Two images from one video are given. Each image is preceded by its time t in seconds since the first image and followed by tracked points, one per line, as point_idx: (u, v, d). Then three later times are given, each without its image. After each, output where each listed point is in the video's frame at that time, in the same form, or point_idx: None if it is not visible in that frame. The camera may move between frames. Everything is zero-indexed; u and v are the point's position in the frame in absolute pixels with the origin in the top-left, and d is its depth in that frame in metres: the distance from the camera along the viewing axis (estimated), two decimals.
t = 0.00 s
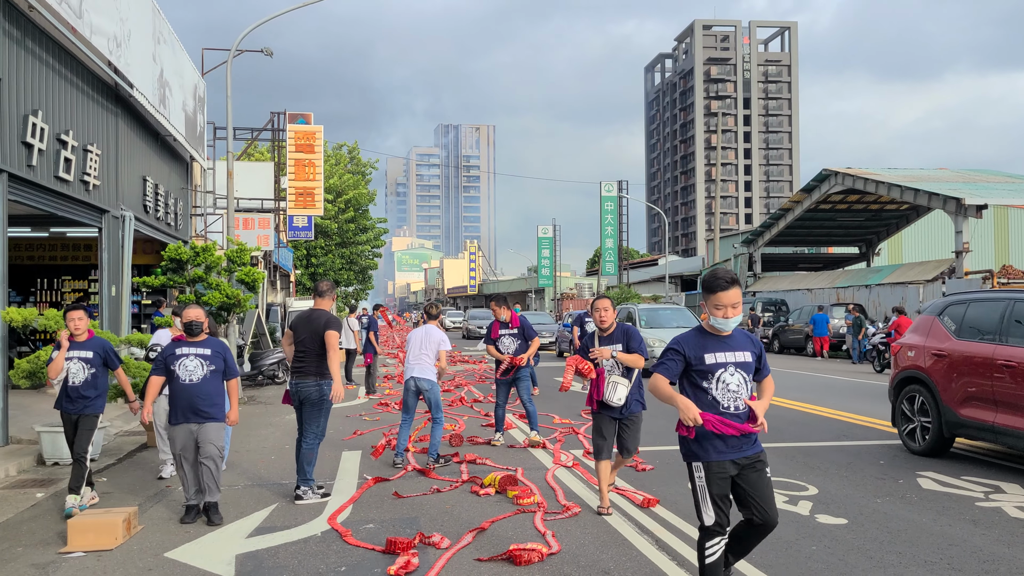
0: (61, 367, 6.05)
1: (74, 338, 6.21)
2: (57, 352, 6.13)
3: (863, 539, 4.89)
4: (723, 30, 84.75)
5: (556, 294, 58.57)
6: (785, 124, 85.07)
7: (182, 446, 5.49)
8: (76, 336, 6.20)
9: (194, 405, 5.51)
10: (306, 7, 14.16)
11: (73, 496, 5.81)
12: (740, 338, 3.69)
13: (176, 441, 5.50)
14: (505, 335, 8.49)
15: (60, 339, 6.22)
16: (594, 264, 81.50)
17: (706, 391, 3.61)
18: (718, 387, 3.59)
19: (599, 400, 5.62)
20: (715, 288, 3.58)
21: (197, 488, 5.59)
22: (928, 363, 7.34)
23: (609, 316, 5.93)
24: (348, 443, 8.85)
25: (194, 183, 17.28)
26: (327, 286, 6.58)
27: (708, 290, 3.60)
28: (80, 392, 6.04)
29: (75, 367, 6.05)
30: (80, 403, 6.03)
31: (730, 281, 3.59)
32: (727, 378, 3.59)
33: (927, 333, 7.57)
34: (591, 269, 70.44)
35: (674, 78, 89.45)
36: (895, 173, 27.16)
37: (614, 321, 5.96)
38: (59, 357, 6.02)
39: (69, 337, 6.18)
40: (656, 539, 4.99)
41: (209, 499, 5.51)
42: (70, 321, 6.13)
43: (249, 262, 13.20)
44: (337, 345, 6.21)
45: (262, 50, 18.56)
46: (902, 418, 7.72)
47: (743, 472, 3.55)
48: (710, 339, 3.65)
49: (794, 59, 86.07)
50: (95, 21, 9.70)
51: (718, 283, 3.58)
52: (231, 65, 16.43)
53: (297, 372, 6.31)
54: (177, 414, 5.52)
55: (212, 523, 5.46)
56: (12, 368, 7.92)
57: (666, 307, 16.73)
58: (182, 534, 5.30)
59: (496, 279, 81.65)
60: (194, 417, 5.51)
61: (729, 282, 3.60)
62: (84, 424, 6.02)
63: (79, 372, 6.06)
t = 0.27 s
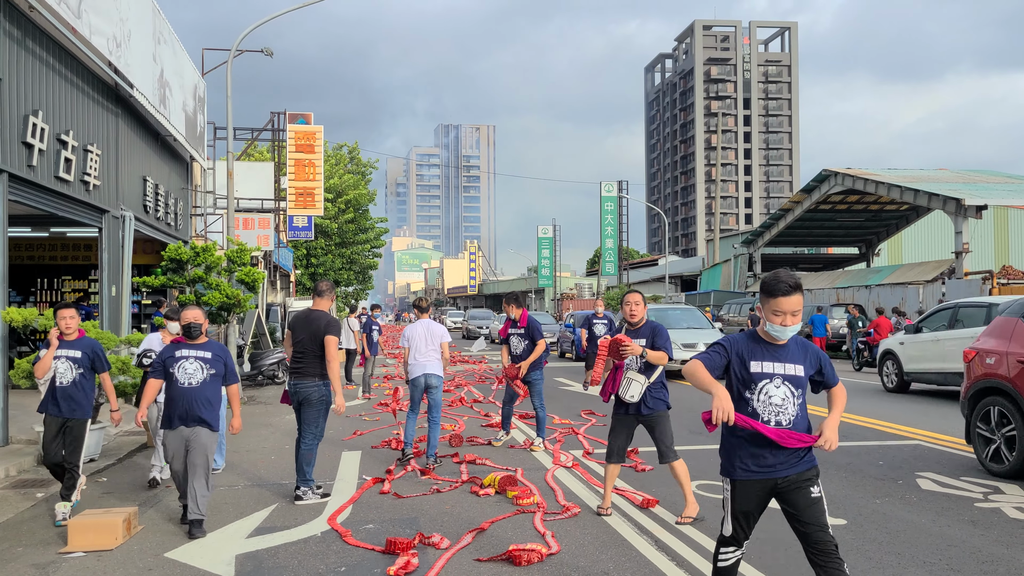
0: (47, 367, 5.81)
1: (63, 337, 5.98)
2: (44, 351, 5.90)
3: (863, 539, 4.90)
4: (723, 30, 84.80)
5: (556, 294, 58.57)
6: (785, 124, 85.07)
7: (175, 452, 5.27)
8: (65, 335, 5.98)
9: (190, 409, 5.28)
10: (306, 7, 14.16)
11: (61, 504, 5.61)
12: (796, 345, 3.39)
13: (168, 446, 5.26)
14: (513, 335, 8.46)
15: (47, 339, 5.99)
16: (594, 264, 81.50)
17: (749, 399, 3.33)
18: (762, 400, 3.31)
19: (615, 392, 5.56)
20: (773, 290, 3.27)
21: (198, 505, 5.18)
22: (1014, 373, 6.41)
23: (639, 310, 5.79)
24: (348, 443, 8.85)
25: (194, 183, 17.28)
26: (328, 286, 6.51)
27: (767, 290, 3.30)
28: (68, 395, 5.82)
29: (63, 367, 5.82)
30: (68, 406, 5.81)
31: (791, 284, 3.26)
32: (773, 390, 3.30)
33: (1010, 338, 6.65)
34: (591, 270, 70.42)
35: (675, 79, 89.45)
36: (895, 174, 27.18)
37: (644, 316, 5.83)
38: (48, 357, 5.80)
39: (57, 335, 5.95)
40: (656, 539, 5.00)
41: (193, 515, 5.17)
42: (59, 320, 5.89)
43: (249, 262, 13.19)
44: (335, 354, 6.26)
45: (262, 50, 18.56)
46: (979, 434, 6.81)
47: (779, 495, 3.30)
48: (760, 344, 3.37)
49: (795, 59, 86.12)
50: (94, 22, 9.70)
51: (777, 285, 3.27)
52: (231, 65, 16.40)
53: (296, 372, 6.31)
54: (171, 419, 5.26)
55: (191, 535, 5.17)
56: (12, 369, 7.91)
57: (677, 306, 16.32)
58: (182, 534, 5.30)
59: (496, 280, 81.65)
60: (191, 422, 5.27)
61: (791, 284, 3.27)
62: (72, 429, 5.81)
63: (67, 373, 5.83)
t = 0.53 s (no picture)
0: (38, 367, 5.68)
1: (54, 336, 5.83)
2: (34, 351, 5.75)
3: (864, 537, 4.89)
4: (724, 30, 84.81)
5: (557, 293, 58.60)
6: (786, 124, 85.04)
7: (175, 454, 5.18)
8: (55, 334, 5.85)
9: (188, 409, 5.21)
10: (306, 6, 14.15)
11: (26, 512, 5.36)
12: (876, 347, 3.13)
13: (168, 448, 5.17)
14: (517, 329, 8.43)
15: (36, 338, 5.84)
16: (595, 264, 81.47)
17: (813, 400, 3.11)
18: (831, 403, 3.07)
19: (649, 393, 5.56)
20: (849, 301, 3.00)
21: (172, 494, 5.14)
22: None
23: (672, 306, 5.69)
24: (349, 442, 8.85)
25: (195, 182, 17.28)
26: (328, 285, 6.54)
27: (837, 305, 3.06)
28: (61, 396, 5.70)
29: (56, 367, 5.69)
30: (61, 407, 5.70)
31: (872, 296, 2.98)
32: (839, 391, 3.08)
33: None
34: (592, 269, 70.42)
35: (675, 78, 89.41)
36: (896, 173, 27.18)
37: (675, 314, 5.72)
38: (38, 358, 5.67)
39: (47, 335, 5.82)
40: (657, 538, 4.98)
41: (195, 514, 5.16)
42: (51, 319, 5.77)
43: (250, 261, 13.18)
44: (343, 352, 6.35)
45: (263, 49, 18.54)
46: None
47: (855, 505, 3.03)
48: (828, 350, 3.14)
49: (795, 59, 86.10)
50: (95, 20, 9.69)
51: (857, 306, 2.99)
52: (231, 64, 16.32)
53: (299, 371, 6.32)
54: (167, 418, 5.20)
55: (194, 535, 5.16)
56: (13, 368, 7.89)
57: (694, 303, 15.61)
58: (182, 532, 5.29)
59: (496, 279, 81.68)
60: (188, 421, 5.22)
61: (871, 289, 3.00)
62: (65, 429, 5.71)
63: (59, 373, 5.70)
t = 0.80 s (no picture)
0: (20, 370, 5.36)
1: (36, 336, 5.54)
2: (14, 352, 5.43)
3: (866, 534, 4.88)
4: (725, 27, 84.74)
5: (558, 290, 58.63)
6: (786, 121, 84.99)
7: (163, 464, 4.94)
8: (39, 334, 5.57)
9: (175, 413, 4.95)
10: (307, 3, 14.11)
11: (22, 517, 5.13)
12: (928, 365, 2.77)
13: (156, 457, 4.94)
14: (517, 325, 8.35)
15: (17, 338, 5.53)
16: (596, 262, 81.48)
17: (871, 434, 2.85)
18: (882, 424, 2.81)
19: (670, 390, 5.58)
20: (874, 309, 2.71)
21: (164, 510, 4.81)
22: None
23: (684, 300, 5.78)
24: (350, 439, 8.85)
25: (195, 179, 17.29)
26: (323, 282, 6.59)
27: (867, 311, 2.72)
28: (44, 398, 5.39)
29: (39, 368, 5.42)
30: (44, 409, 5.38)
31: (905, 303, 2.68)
32: (898, 422, 2.78)
33: None
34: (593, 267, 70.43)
35: (676, 76, 89.32)
36: (897, 170, 27.16)
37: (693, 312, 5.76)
38: (21, 359, 5.36)
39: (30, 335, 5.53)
40: (659, 534, 4.98)
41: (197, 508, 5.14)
42: (36, 318, 5.52)
43: (250, 258, 13.18)
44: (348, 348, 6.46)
45: (263, 46, 18.51)
46: None
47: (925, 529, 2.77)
48: (863, 372, 2.85)
49: (796, 56, 86.04)
50: (96, 17, 9.66)
51: (886, 307, 2.66)
52: (233, 62, 15.93)
53: (300, 368, 6.30)
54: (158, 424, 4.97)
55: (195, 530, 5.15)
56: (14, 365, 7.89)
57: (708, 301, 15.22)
58: (182, 529, 5.29)
59: (497, 277, 81.68)
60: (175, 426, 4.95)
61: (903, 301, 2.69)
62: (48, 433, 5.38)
63: (41, 374, 5.42)
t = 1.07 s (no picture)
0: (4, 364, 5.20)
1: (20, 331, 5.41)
2: None
3: (866, 529, 4.89)
4: (725, 23, 84.55)
5: (558, 287, 58.62)
6: (787, 117, 84.86)
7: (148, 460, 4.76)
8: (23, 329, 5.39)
9: (156, 407, 4.76)
10: None
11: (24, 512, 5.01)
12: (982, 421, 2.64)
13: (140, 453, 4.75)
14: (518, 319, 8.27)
15: None
16: (597, 257, 81.48)
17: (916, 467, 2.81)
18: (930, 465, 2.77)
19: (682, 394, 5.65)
20: (918, 376, 2.52)
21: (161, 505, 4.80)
22: None
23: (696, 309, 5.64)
24: (351, 434, 8.88)
25: (195, 175, 17.28)
26: (318, 277, 6.67)
27: (911, 371, 2.55)
28: (29, 395, 5.23)
29: (24, 364, 5.25)
30: (30, 405, 5.22)
31: (955, 368, 2.49)
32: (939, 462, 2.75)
33: None
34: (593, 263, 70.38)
35: (676, 71, 89.13)
36: (897, 165, 27.12)
37: (702, 315, 5.69)
38: (6, 354, 5.19)
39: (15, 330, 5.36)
40: (658, 529, 5.00)
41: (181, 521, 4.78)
42: (22, 310, 5.34)
43: (250, 254, 13.18)
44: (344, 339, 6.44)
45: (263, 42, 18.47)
46: None
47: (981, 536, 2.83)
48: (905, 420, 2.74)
49: (797, 52, 85.89)
50: (95, 13, 9.65)
51: (934, 374, 2.48)
52: (232, 58, 16.15)
53: (300, 362, 6.33)
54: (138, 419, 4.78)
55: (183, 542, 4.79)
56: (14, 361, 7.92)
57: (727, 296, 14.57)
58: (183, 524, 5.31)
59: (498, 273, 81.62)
60: (155, 421, 4.76)
61: (953, 366, 2.50)
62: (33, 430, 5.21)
63: (26, 369, 5.26)
